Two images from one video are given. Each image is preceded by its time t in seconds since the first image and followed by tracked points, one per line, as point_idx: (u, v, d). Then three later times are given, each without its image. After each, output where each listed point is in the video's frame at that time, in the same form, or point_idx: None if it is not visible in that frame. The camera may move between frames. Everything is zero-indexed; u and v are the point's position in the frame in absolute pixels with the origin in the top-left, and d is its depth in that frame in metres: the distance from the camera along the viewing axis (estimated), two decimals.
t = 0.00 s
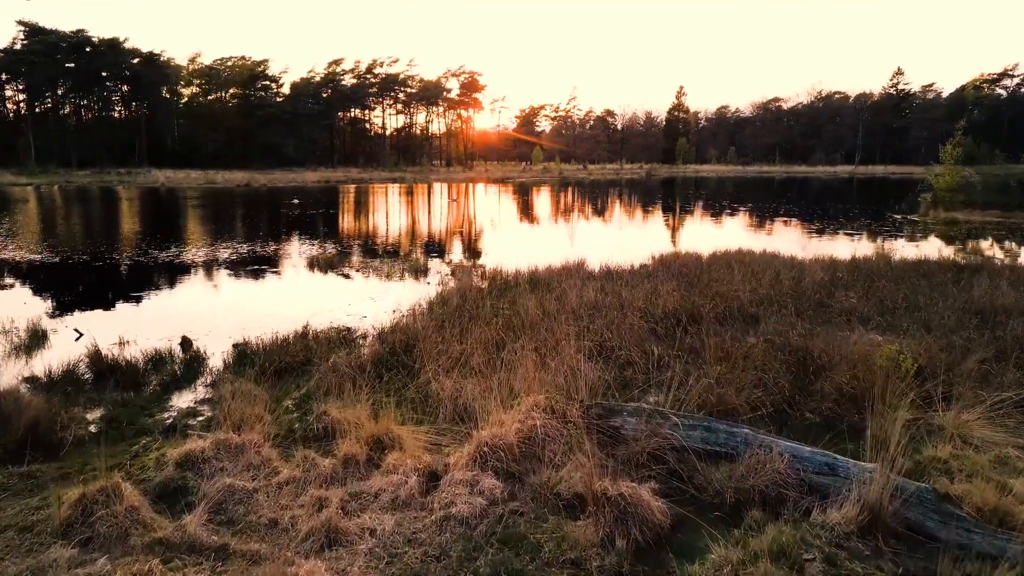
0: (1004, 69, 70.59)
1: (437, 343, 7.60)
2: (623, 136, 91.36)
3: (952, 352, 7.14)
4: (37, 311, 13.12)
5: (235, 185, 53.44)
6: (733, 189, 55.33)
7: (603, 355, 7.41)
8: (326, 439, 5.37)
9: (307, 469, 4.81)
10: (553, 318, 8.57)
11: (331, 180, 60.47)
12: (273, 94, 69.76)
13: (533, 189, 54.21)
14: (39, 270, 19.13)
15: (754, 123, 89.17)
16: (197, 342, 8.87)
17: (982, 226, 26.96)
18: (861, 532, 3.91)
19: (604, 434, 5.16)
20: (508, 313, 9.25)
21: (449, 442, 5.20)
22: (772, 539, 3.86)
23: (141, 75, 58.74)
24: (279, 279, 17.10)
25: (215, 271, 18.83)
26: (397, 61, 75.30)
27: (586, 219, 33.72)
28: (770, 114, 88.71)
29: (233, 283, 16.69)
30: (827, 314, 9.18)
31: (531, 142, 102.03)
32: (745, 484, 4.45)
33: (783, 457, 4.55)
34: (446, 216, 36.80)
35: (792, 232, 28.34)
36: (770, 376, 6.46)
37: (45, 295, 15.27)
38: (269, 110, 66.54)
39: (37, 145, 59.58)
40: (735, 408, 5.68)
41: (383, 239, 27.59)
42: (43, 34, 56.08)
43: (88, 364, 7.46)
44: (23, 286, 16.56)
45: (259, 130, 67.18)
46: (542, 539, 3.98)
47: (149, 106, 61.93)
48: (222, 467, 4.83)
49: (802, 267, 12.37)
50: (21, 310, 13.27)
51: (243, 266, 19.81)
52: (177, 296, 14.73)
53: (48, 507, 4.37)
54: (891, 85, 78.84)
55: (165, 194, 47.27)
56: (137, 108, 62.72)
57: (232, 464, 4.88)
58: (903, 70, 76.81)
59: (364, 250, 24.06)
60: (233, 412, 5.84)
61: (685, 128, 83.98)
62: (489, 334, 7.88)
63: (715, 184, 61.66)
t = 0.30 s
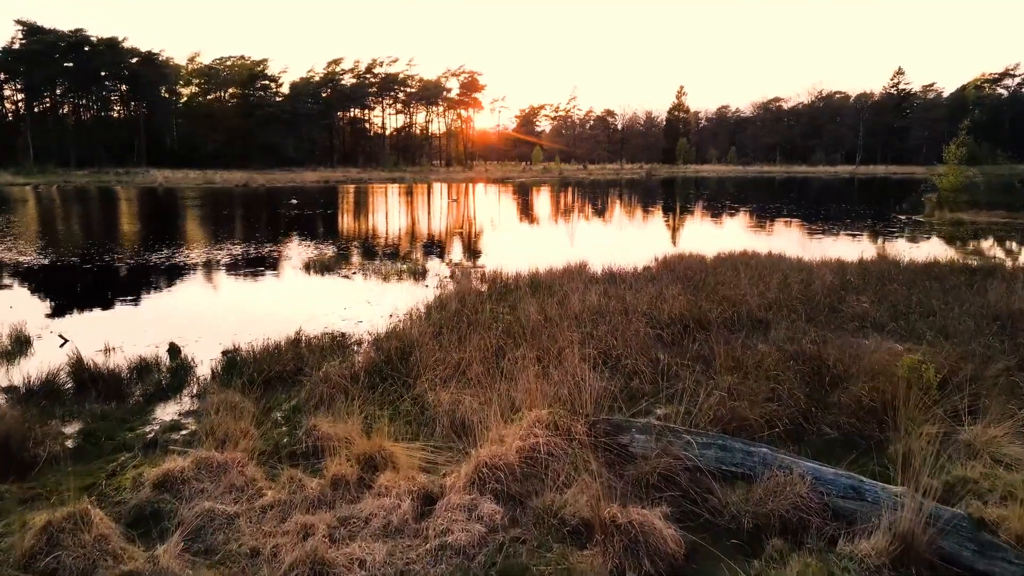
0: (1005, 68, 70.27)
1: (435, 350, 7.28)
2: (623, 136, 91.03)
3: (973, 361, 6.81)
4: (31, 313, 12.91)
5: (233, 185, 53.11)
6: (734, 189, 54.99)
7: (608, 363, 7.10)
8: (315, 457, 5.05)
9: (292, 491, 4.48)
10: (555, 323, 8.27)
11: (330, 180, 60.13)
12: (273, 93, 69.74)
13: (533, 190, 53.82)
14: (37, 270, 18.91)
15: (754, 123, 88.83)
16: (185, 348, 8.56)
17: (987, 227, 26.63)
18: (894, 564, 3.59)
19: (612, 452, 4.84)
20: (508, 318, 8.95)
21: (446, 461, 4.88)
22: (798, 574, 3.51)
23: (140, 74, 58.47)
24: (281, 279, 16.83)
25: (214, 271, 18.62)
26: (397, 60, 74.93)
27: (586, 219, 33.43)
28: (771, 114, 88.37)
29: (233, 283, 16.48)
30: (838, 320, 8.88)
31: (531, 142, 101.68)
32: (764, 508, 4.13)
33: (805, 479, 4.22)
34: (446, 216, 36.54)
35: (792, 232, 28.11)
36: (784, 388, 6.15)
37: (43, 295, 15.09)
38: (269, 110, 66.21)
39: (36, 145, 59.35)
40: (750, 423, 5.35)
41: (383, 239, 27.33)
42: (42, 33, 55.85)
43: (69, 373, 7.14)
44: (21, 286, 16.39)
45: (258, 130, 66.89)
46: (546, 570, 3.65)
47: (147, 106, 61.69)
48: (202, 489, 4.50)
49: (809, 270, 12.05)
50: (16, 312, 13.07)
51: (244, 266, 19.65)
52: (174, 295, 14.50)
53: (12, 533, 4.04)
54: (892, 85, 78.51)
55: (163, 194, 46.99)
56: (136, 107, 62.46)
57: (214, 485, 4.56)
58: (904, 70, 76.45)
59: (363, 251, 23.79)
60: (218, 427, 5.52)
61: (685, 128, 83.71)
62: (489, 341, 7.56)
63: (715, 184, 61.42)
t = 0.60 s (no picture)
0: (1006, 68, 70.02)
1: (431, 359, 6.96)
2: (624, 136, 90.74)
3: (997, 372, 6.46)
4: (25, 317, 12.69)
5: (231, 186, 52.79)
6: (734, 190, 54.68)
7: (612, 373, 6.77)
8: (300, 481, 4.70)
9: (275, 518, 4.14)
10: (557, 330, 7.96)
11: (330, 180, 59.78)
12: (272, 93, 69.39)
13: (533, 190, 53.55)
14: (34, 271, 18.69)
15: (755, 124, 88.53)
16: (172, 355, 8.26)
17: (992, 228, 26.30)
18: None
19: (620, 473, 4.52)
20: (508, 325, 8.63)
21: (441, 484, 4.55)
22: None
23: (138, 74, 58.17)
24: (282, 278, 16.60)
25: (212, 272, 18.39)
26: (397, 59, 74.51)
27: (586, 220, 33.19)
28: (771, 114, 88.07)
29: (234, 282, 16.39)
30: (850, 327, 8.55)
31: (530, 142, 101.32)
32: (787, 539, 3.79)
33: (830, 506, 3.89)
34: (446, 216, 36.30)
35: (793, 232, 27.85)
36: (801, 400, 5.81)
37: (40, 297, 14.88)
38: (268, 109, 65.85)
39: (34, 145, 59.09)
40: (765, 441, 5.02)
41: (382, 239, 27.14)
42: (40, 33, 55.57)
43: (49, 383, 6.84)
44: (18, 286, 16.20)
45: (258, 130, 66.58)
46: None
47: (146, 105, 61.40)
48: (176, 517, 4.16)
49: (816, 274, 11.74)
50: (11, 315, 12.87)
51: (244, 266, 19.50)
52: (172, 298, 14.29)
53: None
54: (893, 85, 78.26)
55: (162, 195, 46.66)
56: (135, 107, 62.16)
57: (190, 510, 4.23)
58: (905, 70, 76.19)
59: (363, 251, 23.52)
60: (200, 444, 5.19)
61: (685, 128, 83.41)
62: (487, 349, 7.25)
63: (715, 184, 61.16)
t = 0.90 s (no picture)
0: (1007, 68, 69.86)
1: (429, 368, 6.65)
2: (624, 136, 90.44)
3: None
4: (22, 317, 12.52)
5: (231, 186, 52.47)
6: (735, 190, 54.33)
7: (618, 385, 6.45)
8: (284, 505, 4.37)
9: (254, 549, 3.81)
10: (559, 338, 7.65)
11: (329, 180, 59.46)
12: (271, 93, 69.04)
13: (533, 190, 53.19)
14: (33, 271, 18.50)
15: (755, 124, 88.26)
16: (158, 364, 7.93)
17: (997, 229, 26.03)
18: None
19: (629, 498, 4.19)
20: (508, 332, 8.30)
21: (435, 511, 4.21)
22: None
23: (137, 74, 57.84)
24: (282, 277, 16.59)
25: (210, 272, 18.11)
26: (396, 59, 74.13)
27: (586, 219, 32.94)
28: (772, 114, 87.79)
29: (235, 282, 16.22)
30: (863, 334, 8.23)
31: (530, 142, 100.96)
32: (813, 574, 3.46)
33: (861, 538, 3.55)
34: (446, 216, 36.03)
35: (793, 232, 27.64)
36: (817, 415, 5.49)
37: (38, 297, 14.64)
38: (267, 109, 65.52)
39: (33, 145, 58.76)
40: (783, 460, 4.70)
41: (382, 239, 26.91)
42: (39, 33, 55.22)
43: (28, 395, 6.53)
44: (16, 287, 15.97)
45: (257, 130, 66.25)
46: None
47: (145, 105, 61.04)
48: (148, 547, 3.83)
49: (825, 277, 11.44)
50: (8, 315, 12.69)
51: (244, 266, 19.41)
52: (169, 300, 14.01)
53: None
54: (893, 85, 78.10)
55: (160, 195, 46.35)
56: (134, 107, 61.81)
57: (163, 539, 3.90)
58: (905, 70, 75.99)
59: (362, 252, 23.22)
60: (179, 463, 4.88)
61: (685, 128, 83.06)
62: (486, 358, 6.92)
63: (715, 184, 60.87)
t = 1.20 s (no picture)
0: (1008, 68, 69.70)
1: (424, 379, 6.33)
2: (624, 136, 90.14)
3: None
4: (22, 317, 12.44)
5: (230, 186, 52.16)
6: (735, 190, 54.10)
7: (623, 396, 6.14)
8: (265, 535, 4.04)
9: None
10: (561, 346, 7.33)
11: (328, 180, 59.13)
12: (270, 93, 68.70)
13: (532, 190, 52.90)
14: (33, 270, 18.36)
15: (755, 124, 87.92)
16: (143, 372, 7.60)
17: (1002, 230, 25.75)
18: None
19: (639, 526, 3.87)
20: (508, 339, 7.99)
21: (427, 543, 3.89)
22: None
23: (136, 74, 57.51)
24: (279, 277, 16.37)
25: (209, 273, 17.93)
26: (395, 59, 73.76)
27: (585, 219, 32.71)
28: (772, 114, 87.45)
29: (236, 283, 16.11)
30: (877, 341, 7.91)
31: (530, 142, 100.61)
32: None
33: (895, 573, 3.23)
34: (446, 216, 35.81)
35: (793, 232, 27.46)
36: (836, 430, 5.17)
37: (39, 297, 14.56)
38: (266, 109, 65.16)
39: (31, 145, 58.51)
40: (802, 482, 4.39)
41: (382, 240, 26.72)
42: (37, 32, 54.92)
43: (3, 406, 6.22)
44: (15, 286, 15.83)
45: (256, 130, 65.95)
46: None
47: (143, 105, 60.74)
48: None
49: (832, 281, 11.14)
50: (9, 316, 12.60)
51: (243, 266, 19.31)
52: (166, 302, 13.77)
53: None
54: (894, 85, 77.88)
55: (159, 195, 46.00)
56: (133, 107, 61.49)
57: (131, 573, 3.56)
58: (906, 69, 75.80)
59: (361, 253, 22.96)
60: (154, 485, 4.56)
61: (686, 128, 82.77)
62: (484, 368, 6.61)
63: (716, 184, 60.54)
